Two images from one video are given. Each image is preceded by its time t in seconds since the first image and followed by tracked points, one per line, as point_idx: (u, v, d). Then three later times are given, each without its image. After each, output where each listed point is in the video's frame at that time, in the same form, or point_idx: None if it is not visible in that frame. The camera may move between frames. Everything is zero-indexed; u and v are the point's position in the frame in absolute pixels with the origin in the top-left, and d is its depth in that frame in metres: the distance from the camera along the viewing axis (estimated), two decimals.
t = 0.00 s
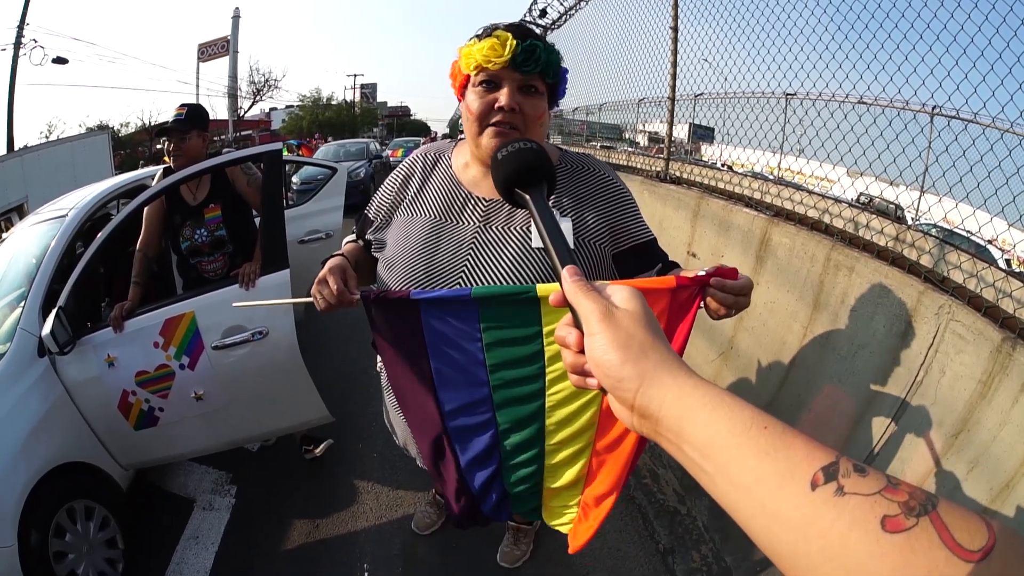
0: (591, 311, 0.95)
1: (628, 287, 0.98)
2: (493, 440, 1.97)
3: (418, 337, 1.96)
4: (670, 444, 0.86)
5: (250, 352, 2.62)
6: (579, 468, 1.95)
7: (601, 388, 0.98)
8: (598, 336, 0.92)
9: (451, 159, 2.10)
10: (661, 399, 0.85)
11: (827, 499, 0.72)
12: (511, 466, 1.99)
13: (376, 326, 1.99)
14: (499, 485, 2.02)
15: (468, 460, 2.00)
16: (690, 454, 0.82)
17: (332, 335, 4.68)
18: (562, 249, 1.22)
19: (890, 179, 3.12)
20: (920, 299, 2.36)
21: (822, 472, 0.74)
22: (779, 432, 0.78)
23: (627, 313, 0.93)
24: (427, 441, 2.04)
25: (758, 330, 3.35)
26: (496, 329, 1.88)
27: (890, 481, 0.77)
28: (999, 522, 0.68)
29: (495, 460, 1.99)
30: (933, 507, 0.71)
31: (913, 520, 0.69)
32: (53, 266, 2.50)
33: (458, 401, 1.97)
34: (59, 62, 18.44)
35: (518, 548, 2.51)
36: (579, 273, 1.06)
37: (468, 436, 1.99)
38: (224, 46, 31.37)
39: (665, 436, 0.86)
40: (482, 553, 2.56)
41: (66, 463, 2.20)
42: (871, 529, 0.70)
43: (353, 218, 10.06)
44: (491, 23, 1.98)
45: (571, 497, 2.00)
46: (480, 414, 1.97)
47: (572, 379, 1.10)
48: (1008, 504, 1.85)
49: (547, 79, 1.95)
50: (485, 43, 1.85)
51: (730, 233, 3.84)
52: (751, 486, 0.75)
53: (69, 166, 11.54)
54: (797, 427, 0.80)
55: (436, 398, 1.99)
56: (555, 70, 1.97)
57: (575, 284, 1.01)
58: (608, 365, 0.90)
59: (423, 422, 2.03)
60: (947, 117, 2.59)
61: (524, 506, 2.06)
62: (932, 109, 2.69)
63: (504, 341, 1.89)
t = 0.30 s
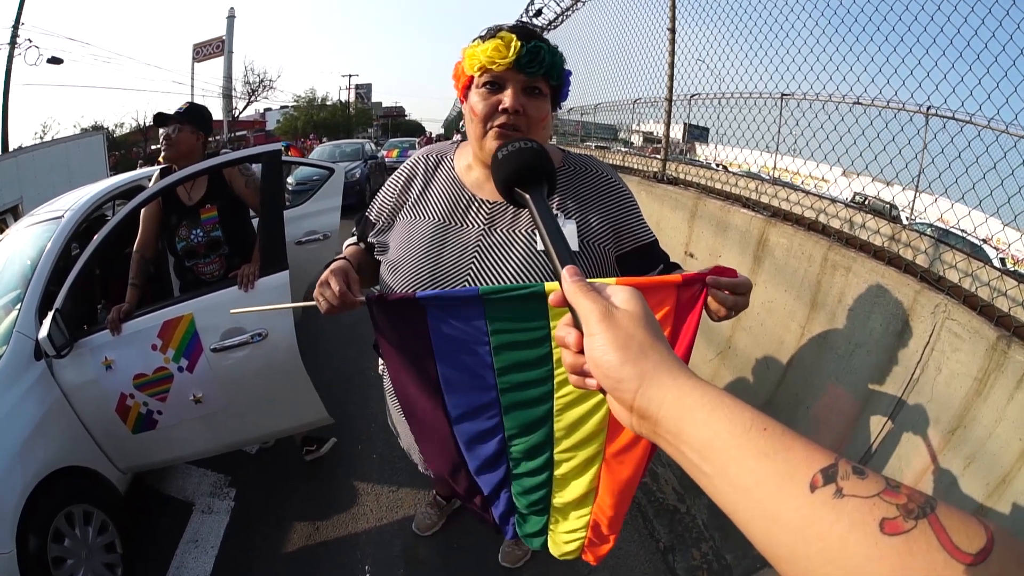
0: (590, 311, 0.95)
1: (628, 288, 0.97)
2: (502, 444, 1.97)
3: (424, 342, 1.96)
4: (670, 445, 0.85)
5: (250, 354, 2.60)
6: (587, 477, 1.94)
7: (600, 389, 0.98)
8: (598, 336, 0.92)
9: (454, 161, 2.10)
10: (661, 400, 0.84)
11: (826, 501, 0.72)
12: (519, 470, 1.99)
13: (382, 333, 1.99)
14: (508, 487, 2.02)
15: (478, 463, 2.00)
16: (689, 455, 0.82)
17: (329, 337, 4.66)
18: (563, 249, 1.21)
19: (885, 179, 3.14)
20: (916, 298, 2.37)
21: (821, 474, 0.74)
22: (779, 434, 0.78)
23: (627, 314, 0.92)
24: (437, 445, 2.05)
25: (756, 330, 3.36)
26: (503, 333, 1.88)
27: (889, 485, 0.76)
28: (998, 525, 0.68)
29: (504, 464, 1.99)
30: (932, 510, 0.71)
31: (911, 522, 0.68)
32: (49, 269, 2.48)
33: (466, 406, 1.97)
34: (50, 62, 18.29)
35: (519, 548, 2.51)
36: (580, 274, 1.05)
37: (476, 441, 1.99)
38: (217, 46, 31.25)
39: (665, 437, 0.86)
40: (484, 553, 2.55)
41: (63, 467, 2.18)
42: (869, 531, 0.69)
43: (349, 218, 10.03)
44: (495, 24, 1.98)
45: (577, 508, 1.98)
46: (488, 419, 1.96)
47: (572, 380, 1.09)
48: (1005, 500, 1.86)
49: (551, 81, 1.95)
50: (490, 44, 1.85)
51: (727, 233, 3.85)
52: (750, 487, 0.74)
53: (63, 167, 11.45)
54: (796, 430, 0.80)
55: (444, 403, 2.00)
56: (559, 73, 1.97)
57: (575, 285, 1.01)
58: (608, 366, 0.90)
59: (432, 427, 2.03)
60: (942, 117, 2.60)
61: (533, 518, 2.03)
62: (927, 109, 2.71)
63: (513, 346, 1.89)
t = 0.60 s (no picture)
0: (592, 310, 0.94)
1: (631, 288, 0.97)
2: (503, 450, 1.96)
3: (428, 345, 1.97)
4: (670, 446, 0.85)
5: (249, 355, 2.59)
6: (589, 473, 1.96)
7: (601, 388, 0.98)
8: (599, 336, 0.91)
9: (457, 163, 2.10)
10: (662, 401, 0.84)
11: (827, 503, 0.71)
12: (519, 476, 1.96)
13: (384, 336, 1.99)
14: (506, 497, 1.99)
15: (477, 469, 1.99)
16: (691, 456, 0.81)
17: (326, 338, 4.65)
18: (565, 249, 1.21)
19: (879, 180, 3.16)
20: (911, 297, 2.39)
21: (822, 476, 0.73)
22: (781, 435, 0.78)
23: (629, 314, 0.92)
24: (439, 450, 2.05)
25: (753, 329, 3.38)
26: (505, 336, 1.88)
27: (891, 486, 0.76)
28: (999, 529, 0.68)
29: (504, 471, 1.97)
30: (932, 513, 0.70)
31: (912, 525, 0.68)
32: (45, 270, 2.46)
33: (469, 410, 1.97)
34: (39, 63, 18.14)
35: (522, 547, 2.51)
36: (582, 273, 1.04)
37: (479, 447, 1.99)
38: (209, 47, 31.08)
39: (666, 438, 0.85)
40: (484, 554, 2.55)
41: (61, 471, 2.16)
42: (870, 534, 0.69)
43: (345, 219, 10.01)
44: (500, 26, 1.98)
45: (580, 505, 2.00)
46: (490, 424, 1.96)
47: (573, 379, 1.09)
48: (1000, 496, 1.88)
49: (555, 84, 1.96)
50: (495, 46, 1.85)
51: (723, 234, 3.87)
52: (752, 489, 0.74)
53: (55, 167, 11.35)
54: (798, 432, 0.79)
55: (448, 408, 2.00)
56: (563, 76, 1.97)
57: (577, 284, 1.00)
58: (609, 366, 0.89)
59: (434, 432, 2.03)
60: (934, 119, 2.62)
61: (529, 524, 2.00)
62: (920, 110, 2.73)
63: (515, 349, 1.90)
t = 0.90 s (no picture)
0: (593, 310, 0.93)
1: (632, 288, 0.96)
2: (505, 446, 2.01)
3: (430, 343, 2.00)
4: (670, 446, 0.85)
5: (247, 356, 2.59)
6: (592, 455, 2.08)
7: (601, 388, 0.97)
8: (600, 336, 0.91)
9: (458, 162, 2.11)
10: (662, 401, 0.84)
11: (826, 503, 0.72)
12: (522, 467, 2.02)
13: (390, 335, 2.02)
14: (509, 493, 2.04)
15: (480, 467, 2.02)
16: (691, 457, 0.82)
17: (322, 339, 4.64)
18: (566, 248, 1.21)
19: (873, 180, 3.20)
20: (904, 295, 2.42)
21: (822, 476, 0.74)
22: (780, 435, 0.78)
23: (630, 313, 0.91)
24: (441, 450, 2.06)
25: (748, 328, 3.40)
26: (506, 331, 1.95)
27: (889, 485, 0.76)
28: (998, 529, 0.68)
29: (506, 466, 2.02)
30: (931, 514, 0.71)
31: (911, 525, 0.69)
32: (41, 271, 2.45)
33: (471, 407, 2.01)
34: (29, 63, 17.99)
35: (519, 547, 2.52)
36: (583, 273, 1.03)
37: (481, 443, 2.02)
38: (201, 47, 30.94)
39: (666, 438, 0.85)
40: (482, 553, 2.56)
41: (58, 473, 2.15)
42: (869, 534, 0.70)
43: (339, 220, 9.98)
44: (512, 28, 1.98)
45: (584, 486, 2.12)
46: (493, 419, 2.01)
47: (573, 378, 1.08)
48: (994, 491, 1.90)
49: (562, 90, 1.97)
50: (509, 47, 1.86)
51: (718, 234, 3.90)
52: (751, 489, 0.75)
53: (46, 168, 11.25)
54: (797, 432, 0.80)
55: (450, 406, 2.02)
56: (569, 82, 1.98)
57: (578, 284, 0.99)
58: (610, 366, 0.89)
59: (436, 431, 2.05)
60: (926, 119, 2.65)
61: (534, 512, 2.08)
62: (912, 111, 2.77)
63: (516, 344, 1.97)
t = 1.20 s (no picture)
0: (597, 308, 0.93)
1: (636, 285, 0.96)
2: (497, 436, 2.05)
3: (424, 336, 2.03)
4: (675, 445, 0.85)
5: (249, 356, 2.58)
6: (586, 448, 2.10)
7: (605, 386, 0.97)
8: (605, 334, 0.91)
9: (460, 162, 2.12)
10: (667, 399, 0.84)
11: (833, 504, 0.72)
12: (516, 458, 2.08)
13: (386, 328, 2.06)
14: (503, 479, 2.10)
15: (473, 457, 2.07)
16: (695, 456, 0.82)
17: (322, 340, 4.63)
18: (570, 246, 1.21)
19: (873, 181, 3.20)
20: (903, 296, 2.42)
21: (829, 477, 0.74)
22: (787, 435, 0.78)
23: (635, 311, 0.91)
24: (435, 441, 2.10)
25: (747, 328, 3.40)
26: (499, 325, 1.96)
27: (895, 488, 0.77)
28: (1004, 531, 0.69)
29: (499, 455, 2.07)
30: (938, 516, 0.71)
31: (918, 527, 0.69)
32: (41, 271, 2.45)
33: (465, 399, 2.04)
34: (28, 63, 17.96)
35: (519, 547, 2.52)
36: (587, 270, 1.03)
37: (474, 435, 2.06)
38: (201, 47, 30.97)
39: (671, 437, 0.86)
40: (482, 553, 2.56)
41: (58, 474, 2.15)
42: (876, 535, 0.70)
43: (339, 221, 9.97)
44: (506, 30, 2.01)
45: (577, 477, 2.15)
46: (486, 411, 2.05)
47: (576, 377, 1.08)
48: (993, 490, 1.91)
49: (557, 86, 1.97)
50: (499, 47, 1.87)
51: (718, 234, 3.90)
52: (757, 489, 0.75)
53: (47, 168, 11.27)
54: (803, 433, 0.80)
55: (444, 398, 2.06)
56: (566, 78, 1.97)
57: (583, 281, 0.99)
58: (615, 364, 0.89)
59: (431, 422, 2.10)
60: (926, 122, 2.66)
61: (529, 499, 2.15)
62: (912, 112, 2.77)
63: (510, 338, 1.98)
